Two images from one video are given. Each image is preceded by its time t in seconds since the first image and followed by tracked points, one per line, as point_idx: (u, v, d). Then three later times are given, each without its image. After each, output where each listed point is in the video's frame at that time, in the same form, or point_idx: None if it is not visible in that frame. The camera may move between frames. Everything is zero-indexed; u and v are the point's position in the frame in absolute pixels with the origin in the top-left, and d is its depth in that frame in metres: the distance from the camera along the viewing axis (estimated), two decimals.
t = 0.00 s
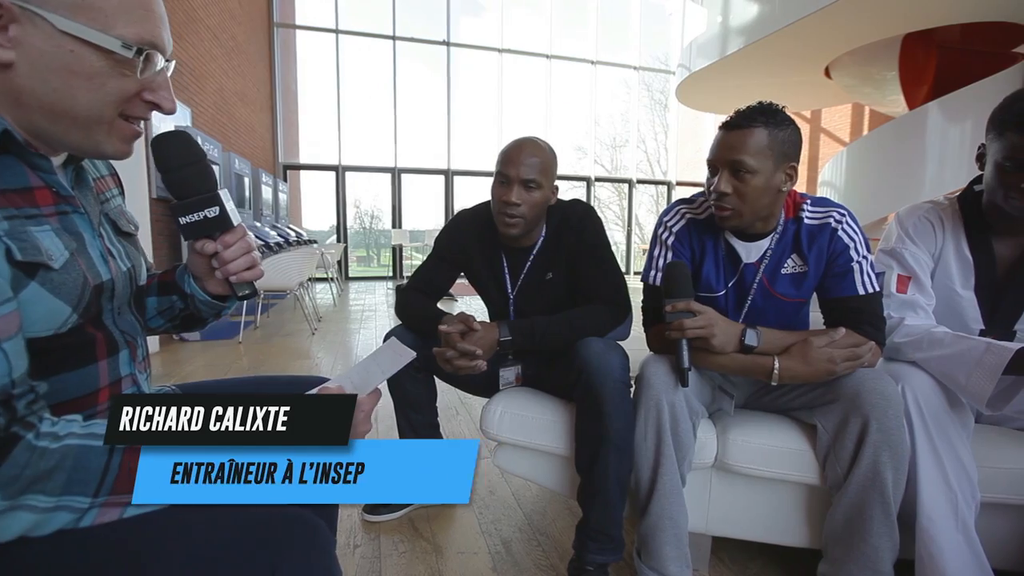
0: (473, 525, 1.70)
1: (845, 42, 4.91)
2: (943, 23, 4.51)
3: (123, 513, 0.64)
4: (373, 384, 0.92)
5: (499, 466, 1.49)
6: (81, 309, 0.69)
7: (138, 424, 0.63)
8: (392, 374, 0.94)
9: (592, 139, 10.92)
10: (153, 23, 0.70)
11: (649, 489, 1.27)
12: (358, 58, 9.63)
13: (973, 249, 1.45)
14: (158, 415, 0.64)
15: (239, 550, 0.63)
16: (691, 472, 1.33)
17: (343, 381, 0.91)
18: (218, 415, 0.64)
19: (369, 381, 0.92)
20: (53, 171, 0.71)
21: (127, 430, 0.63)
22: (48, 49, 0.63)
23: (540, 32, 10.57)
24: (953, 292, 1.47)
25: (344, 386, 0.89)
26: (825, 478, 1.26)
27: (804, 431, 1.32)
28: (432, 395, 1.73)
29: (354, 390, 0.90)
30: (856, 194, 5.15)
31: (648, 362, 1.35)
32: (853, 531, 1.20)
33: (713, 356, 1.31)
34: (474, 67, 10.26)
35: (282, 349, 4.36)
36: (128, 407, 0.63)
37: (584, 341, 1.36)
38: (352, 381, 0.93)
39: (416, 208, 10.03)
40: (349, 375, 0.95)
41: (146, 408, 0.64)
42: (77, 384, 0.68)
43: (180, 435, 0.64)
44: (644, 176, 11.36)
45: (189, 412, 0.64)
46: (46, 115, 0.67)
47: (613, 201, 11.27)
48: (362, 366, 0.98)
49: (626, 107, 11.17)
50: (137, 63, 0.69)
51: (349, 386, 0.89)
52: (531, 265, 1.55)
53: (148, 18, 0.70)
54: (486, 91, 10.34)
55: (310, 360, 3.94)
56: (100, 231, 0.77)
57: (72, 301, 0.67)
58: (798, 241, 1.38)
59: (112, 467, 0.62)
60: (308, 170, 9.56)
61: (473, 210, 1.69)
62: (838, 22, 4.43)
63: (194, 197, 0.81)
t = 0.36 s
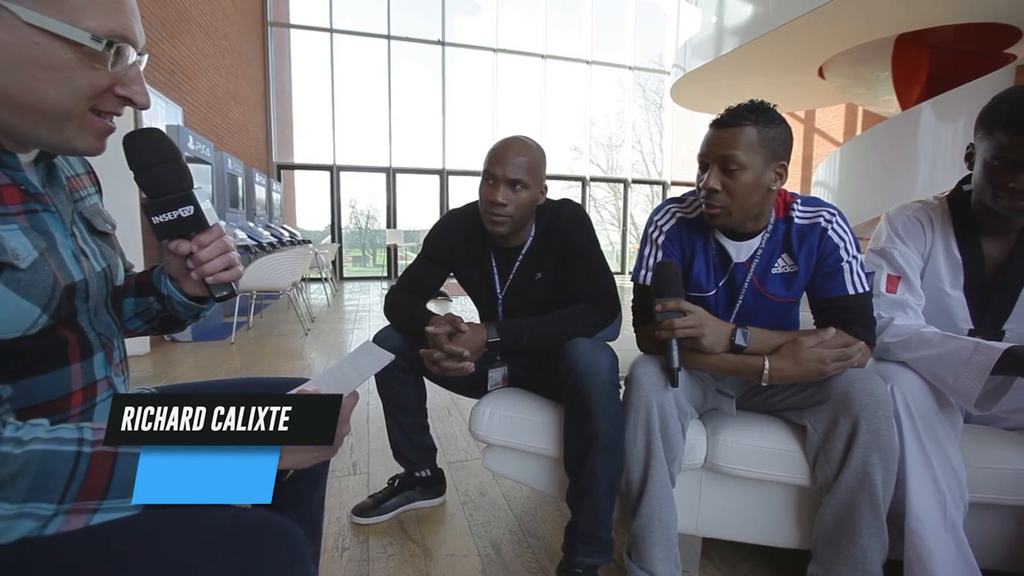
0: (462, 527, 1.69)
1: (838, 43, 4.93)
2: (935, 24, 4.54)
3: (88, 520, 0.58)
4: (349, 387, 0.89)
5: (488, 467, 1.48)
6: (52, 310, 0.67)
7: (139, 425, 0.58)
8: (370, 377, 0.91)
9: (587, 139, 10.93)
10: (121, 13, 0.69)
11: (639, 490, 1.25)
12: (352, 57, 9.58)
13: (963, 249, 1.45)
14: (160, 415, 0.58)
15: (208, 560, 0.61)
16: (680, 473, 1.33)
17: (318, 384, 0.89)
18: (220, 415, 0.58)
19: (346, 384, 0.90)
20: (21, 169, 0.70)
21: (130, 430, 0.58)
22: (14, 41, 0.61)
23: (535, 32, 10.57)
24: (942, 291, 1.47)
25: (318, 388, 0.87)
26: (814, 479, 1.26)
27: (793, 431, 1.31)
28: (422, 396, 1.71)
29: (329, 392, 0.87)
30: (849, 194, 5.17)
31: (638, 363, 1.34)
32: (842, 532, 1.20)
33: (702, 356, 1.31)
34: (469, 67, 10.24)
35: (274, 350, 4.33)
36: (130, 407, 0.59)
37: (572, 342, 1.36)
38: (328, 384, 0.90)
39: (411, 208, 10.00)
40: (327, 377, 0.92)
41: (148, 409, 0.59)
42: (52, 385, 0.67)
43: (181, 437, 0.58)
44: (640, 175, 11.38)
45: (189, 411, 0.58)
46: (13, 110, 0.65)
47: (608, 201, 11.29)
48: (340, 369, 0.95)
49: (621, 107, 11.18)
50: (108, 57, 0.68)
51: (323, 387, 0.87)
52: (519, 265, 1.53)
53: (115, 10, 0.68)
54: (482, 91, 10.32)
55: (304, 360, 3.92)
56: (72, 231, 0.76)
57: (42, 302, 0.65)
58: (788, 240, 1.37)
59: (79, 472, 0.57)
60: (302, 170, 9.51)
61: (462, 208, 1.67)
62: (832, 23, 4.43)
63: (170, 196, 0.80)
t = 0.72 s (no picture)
0: (451, 528, 1.68)
1: (828, 45, 4.97)
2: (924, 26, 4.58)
3: (53, 528, 0.53)
4: (324, 392, 0.88)
5: (476, 469, 1.47)
6: (19, 313, 0.65)
7: (145, 424, 0.62)
8: (345, 383, 0.90)
9: (580, 139, 10.95)
10: (97, 13, 0.67)
11: (626, 492, 1.25)
12: (345, 56, 9.53)
13: (949, 249, 1.46)
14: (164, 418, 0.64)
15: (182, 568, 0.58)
16: (668, 474, 1.32)
17: (294, 390, 0.88)
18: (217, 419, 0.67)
19: (320, 389, 0.89)
20: None
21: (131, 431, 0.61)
22: None
23: (529, 32, 10.57)
24: (928, 291, 1.47)
25: (294, 394, 0.86)
26: (802, 478, 1.26)
27: (780, 431, 1.31)
28: (410, 398, 1.70)
29: (305, 399, 0.87)
30: (839, 194, 5.20)
31: (625, 364, 1.33)
32: (829, 533, 1.20)
33: (690, 356, 1.30)
34: (461, 67, 10.22)
35: (264, 351, 4.29)
36: (133, 408, 0.63)
37: (559, 343, 1.35)
38: (303, 390, 0.89)
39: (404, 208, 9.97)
40: (301, 383, 0.91)
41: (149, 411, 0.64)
42: (17, 392, 0.64)
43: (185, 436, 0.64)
44: (633, 175, 11.41)
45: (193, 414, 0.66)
46: None
47: (601, 201, 11.31)
48: (315, 373, 0.94)
49: (614, 107, 11.20)
50: (82, 57, 0.66)
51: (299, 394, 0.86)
52: (507, 265, 1.52)
53: (92, 9, 0.66)
54: (475, 91, 10.31)
55: (295, 361, 3.88)
56: (42, 233, 0.74)
57: (8, 306, 0.63)
58: (776, 240, 1.37)
59: (42, 479, 0.52)
60: (293, 170, 9.44)
61: (449, 209, 1.66)
62: (822, 24, 4.45)
63: (148, 196, 0.78)
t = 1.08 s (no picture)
0: (439, 531, 1.66)
1: (817, 46, 5.01)
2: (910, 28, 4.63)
3: (13, 538, 0.51)
4: (303, 393, 0.87)
5: (463, 471, 1.46)
6: None
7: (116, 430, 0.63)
8: (324, 383, 0.89)
9: (572, 139, 10.97)
10: (71, 10, 0.65)
11: (613, 493, 1.24)
12: (335, 55, 9.47)
13: (932, 249, 1.47)
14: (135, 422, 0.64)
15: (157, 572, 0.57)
16: (655, 475, 1.32)
17: (272, 391, 0.87)
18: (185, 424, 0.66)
19: (300, 390, 0.88)
20: None
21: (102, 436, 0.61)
22: None
23: (520, 32, 10.56)
24: (912, 290, 1.48)
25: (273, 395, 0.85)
26: (787, 478, 1.26)
27: (766, 431, 1.32)
28: (397, 400, 1.69)
29: (284, 401, 0.86)
30: (828, 194, 5.24)
31: (611, 365, 1.33)
32: (814, 532, 1.20)
33: (675, 356, 1.30)
34: (453, 66, 10.20)
35: (253, 352, 4.25)
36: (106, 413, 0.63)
37: (546, 343, 1.34)
38: (283, 390, 0.89)
39: (396, 208, 9.93)
40: (281, 383, 0.90)
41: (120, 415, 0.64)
42: None
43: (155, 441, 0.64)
44: (624, 175, 11.44)
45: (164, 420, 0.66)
46: None
47: (593, 201, 11.33)
48: (294, 374, 0.93)
49: (605, 108, 11.23)
50: (52, 54, 0.64)
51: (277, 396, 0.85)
52: (494, 265, 1.52)
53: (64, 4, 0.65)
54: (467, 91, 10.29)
55: (284, 362, 3.85)
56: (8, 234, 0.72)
57: None
58: (761, 240, 1.37)
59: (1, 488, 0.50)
60: (283, 169, 9.36)
61: (436, 208, 1.65)
62: (810, 25, 4.49)
63: (122, 192, 0.76)
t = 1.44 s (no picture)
0: (426, 533, 1.65)
1: (805, 47, 5.05)
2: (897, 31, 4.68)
3: None
4: (286, 393, 0.86)
5: (449, 472, 1.45)
6: None
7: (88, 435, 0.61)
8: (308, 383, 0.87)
9: (563, 138, 10.97)
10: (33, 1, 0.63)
11: (600, 493, 1.24)
12: (325, 53, 9.39)
13: (916, 248, 1.48)
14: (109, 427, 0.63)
15: None
16: (641, 475, 1.32)
17: (254, 391, 0.85)
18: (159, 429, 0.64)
19: (283, 389, 0.86)
20: None
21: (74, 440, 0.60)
22: None
23: (511, 31, 10.55)
24: (897, 289, 1.49)
25: (254, 396, 0.83)
26: (773, 477, 1.26)
27: (752, 430, 1.32)
28: (384, 401, 1.67)
29: (266, 401, 0.84)
30: (816, 194, 5.28)
31: (598, 364, 1.33)
32: (799, 530, 1.20)
33: (661, 356, 1.30)
34: (444, 65, 10.17)
35: (241, 353, 4.21)
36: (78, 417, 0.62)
37: (532, 344, 1.33)
38: (266, 390, 0.87)
39: (387, 208, 9.88)
40: (267, 383, 0.89)
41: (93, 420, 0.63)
42: None
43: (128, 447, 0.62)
44: (616, 175, 11.46)
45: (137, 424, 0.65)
46: None
47: (585, 200, 11.34)
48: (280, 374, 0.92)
49: (596, 107, 11.26)
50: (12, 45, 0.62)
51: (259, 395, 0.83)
52: (480, 265, 1.51)
53: None
54: (458, 90, 10.26)
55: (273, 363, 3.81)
56: None
57: None
58: (747, 238, 1.37)
59: None
60: (273, 169, 9.28)
61: (423, 207, 1.64)
62: (798, 26, 4.52)
63: (90, 190, 0.74)
